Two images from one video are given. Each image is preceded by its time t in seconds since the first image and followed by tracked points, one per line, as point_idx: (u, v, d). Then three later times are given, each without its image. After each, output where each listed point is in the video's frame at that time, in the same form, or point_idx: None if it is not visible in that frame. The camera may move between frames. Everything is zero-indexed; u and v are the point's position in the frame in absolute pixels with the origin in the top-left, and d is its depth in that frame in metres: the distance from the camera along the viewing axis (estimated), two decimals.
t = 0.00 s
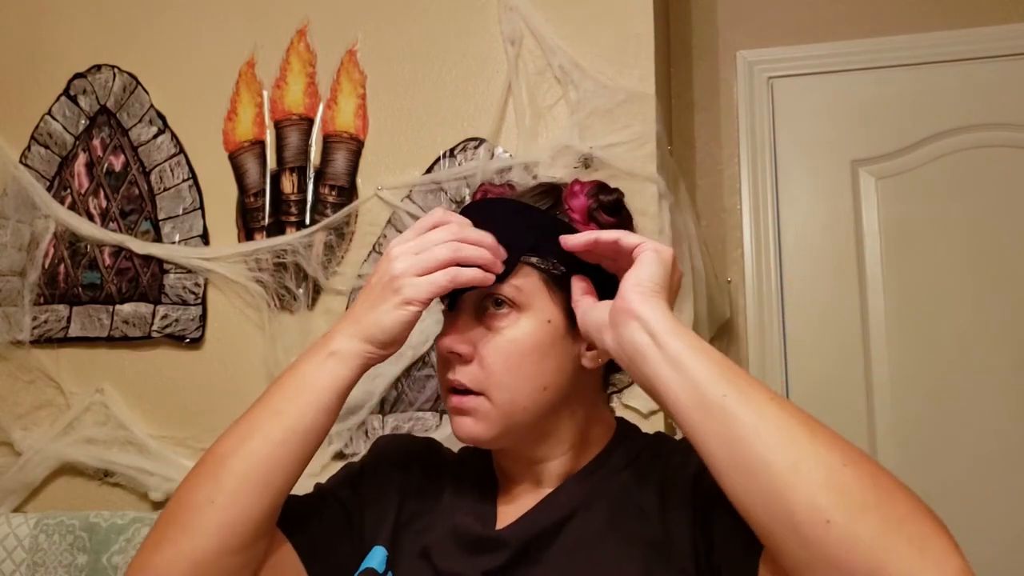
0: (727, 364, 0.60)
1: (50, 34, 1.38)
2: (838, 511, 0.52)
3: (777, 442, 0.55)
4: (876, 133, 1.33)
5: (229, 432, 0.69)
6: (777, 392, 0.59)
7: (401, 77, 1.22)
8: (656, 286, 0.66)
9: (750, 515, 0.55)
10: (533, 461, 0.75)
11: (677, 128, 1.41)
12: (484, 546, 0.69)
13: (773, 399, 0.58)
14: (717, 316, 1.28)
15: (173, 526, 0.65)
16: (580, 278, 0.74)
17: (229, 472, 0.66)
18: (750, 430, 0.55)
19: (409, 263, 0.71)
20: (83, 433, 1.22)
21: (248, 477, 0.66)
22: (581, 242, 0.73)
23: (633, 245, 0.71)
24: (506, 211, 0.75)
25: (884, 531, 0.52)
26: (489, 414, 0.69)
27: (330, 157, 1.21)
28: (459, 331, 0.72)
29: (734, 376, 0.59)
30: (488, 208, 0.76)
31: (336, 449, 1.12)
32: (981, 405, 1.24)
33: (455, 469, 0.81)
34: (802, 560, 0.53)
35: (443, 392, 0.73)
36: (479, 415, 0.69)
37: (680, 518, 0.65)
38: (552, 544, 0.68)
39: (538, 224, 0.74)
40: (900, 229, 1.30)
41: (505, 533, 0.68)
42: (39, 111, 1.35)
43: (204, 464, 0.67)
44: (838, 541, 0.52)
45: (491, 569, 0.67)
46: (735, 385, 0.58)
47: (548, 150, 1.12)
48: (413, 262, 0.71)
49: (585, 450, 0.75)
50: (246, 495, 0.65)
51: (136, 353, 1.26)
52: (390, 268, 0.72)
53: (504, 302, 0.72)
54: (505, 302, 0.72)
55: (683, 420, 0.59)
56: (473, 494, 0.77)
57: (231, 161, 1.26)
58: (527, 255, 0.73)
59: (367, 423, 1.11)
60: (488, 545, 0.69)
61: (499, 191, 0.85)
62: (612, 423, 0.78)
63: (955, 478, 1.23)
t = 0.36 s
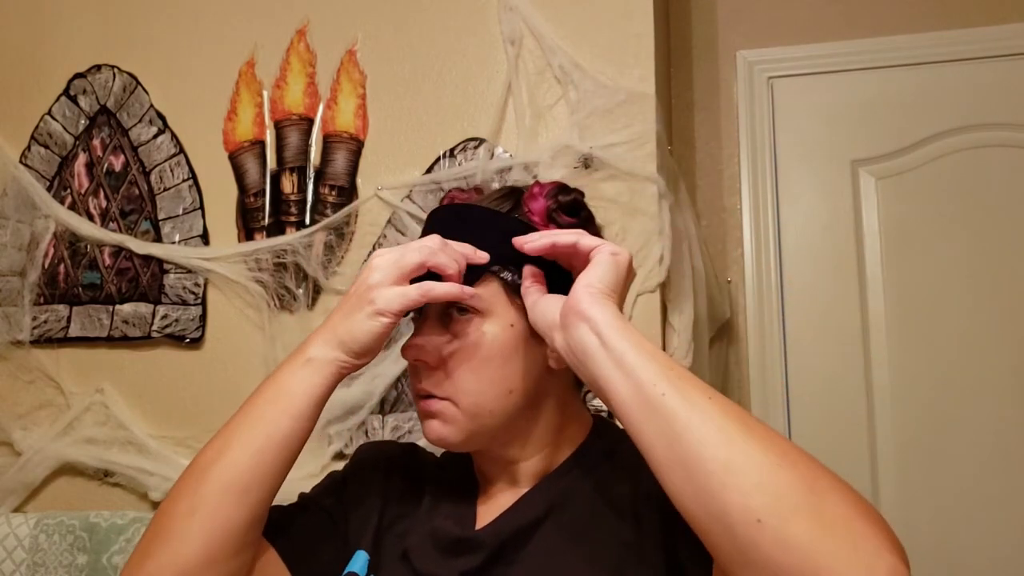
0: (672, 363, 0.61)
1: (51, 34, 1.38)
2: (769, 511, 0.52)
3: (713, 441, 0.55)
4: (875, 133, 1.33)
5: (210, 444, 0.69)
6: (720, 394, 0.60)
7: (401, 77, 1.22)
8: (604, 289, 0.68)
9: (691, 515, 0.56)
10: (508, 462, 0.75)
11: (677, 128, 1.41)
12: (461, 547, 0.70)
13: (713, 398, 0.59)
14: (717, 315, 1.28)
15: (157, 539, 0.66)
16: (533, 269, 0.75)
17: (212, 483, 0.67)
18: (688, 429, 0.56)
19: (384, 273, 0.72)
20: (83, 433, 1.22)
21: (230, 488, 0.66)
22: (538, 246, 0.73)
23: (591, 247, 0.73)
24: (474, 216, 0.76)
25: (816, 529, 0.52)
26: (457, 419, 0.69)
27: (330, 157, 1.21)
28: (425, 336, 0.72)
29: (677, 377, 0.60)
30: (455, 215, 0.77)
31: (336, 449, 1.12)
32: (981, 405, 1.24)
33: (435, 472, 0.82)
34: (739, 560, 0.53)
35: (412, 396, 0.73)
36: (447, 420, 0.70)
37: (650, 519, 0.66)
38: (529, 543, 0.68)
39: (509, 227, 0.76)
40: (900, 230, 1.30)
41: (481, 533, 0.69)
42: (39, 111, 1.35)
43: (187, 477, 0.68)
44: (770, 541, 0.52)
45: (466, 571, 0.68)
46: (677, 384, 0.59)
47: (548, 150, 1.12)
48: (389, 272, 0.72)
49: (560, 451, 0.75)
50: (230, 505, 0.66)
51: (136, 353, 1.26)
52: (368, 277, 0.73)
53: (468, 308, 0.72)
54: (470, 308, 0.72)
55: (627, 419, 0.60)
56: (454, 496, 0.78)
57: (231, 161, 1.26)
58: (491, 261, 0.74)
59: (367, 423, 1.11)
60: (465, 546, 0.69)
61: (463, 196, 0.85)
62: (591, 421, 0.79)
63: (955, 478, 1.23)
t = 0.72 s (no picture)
0: (661, 335, 0.61)
1: (51, 34, 1.38)
2: (767, 462, 0.53)
3: (707, 402, 0.56)
4: (875, 133, 1.33)
5: (213, 475, 0.69)
6: (709, 359, 0.60)
7: (401, 77, 1.22)
8: (589, 268, 0.68)
9: (693, 482, 0.56)
10: (494, 462, 0.76)
11: (677, 128, 1.41)
12: (452, 550, 0.70)
13: (704, 363, 0.59)
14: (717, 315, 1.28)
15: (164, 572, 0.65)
16: (502, 258, 0.75)
17: (217, 517, 0.66)
18: (681, 394, 0.56)
19: (371, 289, 0.72)
20: (83, 433, 1.22)
21: (237, 520, 0.66)
22: (518, 235, 0.72)
23: (569, 233, 0.73)
24: (445, 219, 0.76)
25: (815, 479, 0.52)
26: (446, 418, 0.70)
27: (330, 157, 1.21)
28: (409, 337, 0.72)
29: (666, 345, 0.60)
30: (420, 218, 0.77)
31: (336, 449, 1.12)
32: (981, 404, 1.24)
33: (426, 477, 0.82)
34: (741, 517, 0.53)
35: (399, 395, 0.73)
36: (438, 419, 0.70)
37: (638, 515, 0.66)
38: (518, 542, 0.68)
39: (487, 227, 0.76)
40: (900, 229, 1.30)
41: (471, 536, 0.69)
42: (39, 111, 1.35)
43: (190, 509, 0.67)
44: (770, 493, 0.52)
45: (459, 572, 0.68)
46: (668, 352, 0.59)
47: (548, 150, 1.12)
48: (375, 287, 0.72)
49: (546, 449, 0.76)
50: (238, 537, 0.65)
51: (136, 353, 1.26)
52: (354, 296, 0.73)
53: (447, 307, 0.73)
54: (449, 307, 0.73)
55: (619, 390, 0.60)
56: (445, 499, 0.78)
57: (231, 161, 1.26)
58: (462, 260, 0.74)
59: (367, 423, 1.11)
60: (456, 548, 0.69)
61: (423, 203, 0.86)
62: (579, 420, 0.79)
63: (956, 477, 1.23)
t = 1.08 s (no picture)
0: (656, 314, 0.61)
1: (51, 34, 1.38)
2: (778, 431, 0.52)
3: (713, 374, 0.55)
4: (875, 133, 1.33)
5: (191, 479, 0.68)
6: (708, 334, 0.60)
7: (401, 77, 1.22)
8: (575, 253, 0.67)
9: (702, 457, 0.55)
10: (489, 463, 0.76)
11: (677, 128, 1.41)
12: (448, 551, 0.70)
13: (704, 338, 0.59)
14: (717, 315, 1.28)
15: None
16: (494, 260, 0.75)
17: (199, 520, 0.65)
18: (684, 370, 0.56)
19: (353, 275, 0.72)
20: (83, 433, 1.22)
21: (220, 520, 0.65)
22: (495, 238, 0.73)
23: (543, 223, 0.72)
24: (438, 218, 0.76)
25: (827, 443, 0.52)
26: (439, 420, 0.70)
27: (330, 157, 1.21)
28: (402, 339, 0.73)
29: (662, 325, 0.60)
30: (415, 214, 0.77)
31: (336, 449, 1.11)
32: (982, 404, 1.24)
33: (417, 481, 0.82)
34: (754, 488, 0.53)
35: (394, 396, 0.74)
36: (431, 423, 0.71)
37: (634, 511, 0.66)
38: (515, 541, 0.68)
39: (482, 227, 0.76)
40: (900, 230, 1.30)
41: (465, 537, 0.69)
42: (39, 111, 1.35)
43: (172, 511, 0.67)
44: (784, 461, 0.52)
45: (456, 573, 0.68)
46: (666, 331, 0.59)
47: (548, 150, 1.12)
48: (356, 273, 0.72)
49: (541, 446, 0.76)
50: (221, 535, 0.65)
51: (136, 353, 1.26)
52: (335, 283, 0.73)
53: (440, 307, 0.74)
54: (441, 307, 0.74)
55: (620, 373, 0.59)
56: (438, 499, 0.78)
57: (231, 161, 1.26)
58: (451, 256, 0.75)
59: (367, 423, 1.11)
60: (452, 549, 0.69)
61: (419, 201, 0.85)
62: (573, 417, 0.79)
63: (956, 478, 1.23)
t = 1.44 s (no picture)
0: (656, 314, 0.62)
1: (50, 35, 1.38)
2: (785, 432, 0.53)
3: (717, 374, 0.56)
4: (875, 133, 1.33)
5: (220, 489, 0.67)
6: (709, 333, 0.60)
7: (401, 77, 1.22)
8: (572, 255, 0.69)
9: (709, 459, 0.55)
10: (492, 463, 0.76)
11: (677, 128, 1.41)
12: (453, 552, 0.70)
13: (706, 338, 0.59)
14: (717, 315, 1.28)
15: None
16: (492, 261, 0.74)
17: (233, 532, 0.65)
18: (686, 370, 0.56)
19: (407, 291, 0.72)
20: (83, 433, 1.22)
21: (254, 533, 0.65)
22: (497, 243, 0.72)
23: (542, 221, 0.73)
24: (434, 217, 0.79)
25: (835, 439, 0.52)
26: (449, 418, 0.70)
27: (330, 157, 1.21)
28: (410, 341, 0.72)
29: (664, 324, 0.60)
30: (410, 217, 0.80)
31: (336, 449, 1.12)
32: (981, 405, 1.24)
33: (420, 480, 0.81)
34: (763, 489, 0.53)
35: (400, 399, 0.73)
36: (441, 422, 0.70)
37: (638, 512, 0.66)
38: (520, 542, 0.68)
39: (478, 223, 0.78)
40: (900, 230, 1.31)
41: (470, 537, 0.69)
42: (39, 111, 1.35)
43: (201, 522, 0.66)
44: (792, 462, 0.52)
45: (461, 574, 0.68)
46: (668, 331, 0.59)
47: (548, 150, 1.12)
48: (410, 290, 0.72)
49: (544, 446, 0.76)
50: (256, 550, 0.65)
51: (136, 353, 1.26)
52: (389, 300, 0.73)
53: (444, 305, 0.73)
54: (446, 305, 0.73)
55: (624, 374, 0.60)
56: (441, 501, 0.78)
57: (231, 161, 1.26)
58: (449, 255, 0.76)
59: (367, 423, 1.11)
60: (456, 550, 0.69)
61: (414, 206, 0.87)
62: (574, 418, 0.79)
63: (956, 478, 1.23)
